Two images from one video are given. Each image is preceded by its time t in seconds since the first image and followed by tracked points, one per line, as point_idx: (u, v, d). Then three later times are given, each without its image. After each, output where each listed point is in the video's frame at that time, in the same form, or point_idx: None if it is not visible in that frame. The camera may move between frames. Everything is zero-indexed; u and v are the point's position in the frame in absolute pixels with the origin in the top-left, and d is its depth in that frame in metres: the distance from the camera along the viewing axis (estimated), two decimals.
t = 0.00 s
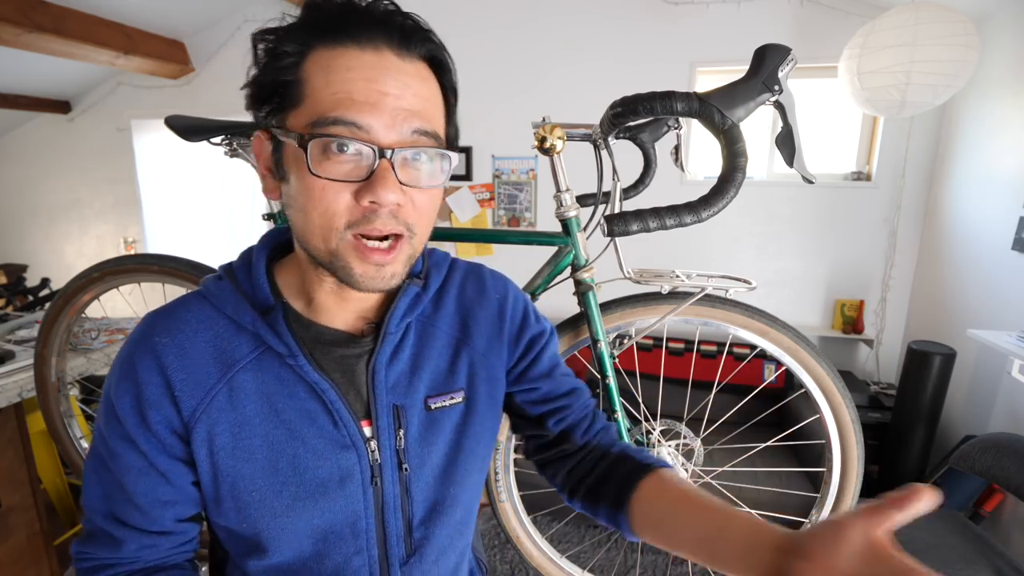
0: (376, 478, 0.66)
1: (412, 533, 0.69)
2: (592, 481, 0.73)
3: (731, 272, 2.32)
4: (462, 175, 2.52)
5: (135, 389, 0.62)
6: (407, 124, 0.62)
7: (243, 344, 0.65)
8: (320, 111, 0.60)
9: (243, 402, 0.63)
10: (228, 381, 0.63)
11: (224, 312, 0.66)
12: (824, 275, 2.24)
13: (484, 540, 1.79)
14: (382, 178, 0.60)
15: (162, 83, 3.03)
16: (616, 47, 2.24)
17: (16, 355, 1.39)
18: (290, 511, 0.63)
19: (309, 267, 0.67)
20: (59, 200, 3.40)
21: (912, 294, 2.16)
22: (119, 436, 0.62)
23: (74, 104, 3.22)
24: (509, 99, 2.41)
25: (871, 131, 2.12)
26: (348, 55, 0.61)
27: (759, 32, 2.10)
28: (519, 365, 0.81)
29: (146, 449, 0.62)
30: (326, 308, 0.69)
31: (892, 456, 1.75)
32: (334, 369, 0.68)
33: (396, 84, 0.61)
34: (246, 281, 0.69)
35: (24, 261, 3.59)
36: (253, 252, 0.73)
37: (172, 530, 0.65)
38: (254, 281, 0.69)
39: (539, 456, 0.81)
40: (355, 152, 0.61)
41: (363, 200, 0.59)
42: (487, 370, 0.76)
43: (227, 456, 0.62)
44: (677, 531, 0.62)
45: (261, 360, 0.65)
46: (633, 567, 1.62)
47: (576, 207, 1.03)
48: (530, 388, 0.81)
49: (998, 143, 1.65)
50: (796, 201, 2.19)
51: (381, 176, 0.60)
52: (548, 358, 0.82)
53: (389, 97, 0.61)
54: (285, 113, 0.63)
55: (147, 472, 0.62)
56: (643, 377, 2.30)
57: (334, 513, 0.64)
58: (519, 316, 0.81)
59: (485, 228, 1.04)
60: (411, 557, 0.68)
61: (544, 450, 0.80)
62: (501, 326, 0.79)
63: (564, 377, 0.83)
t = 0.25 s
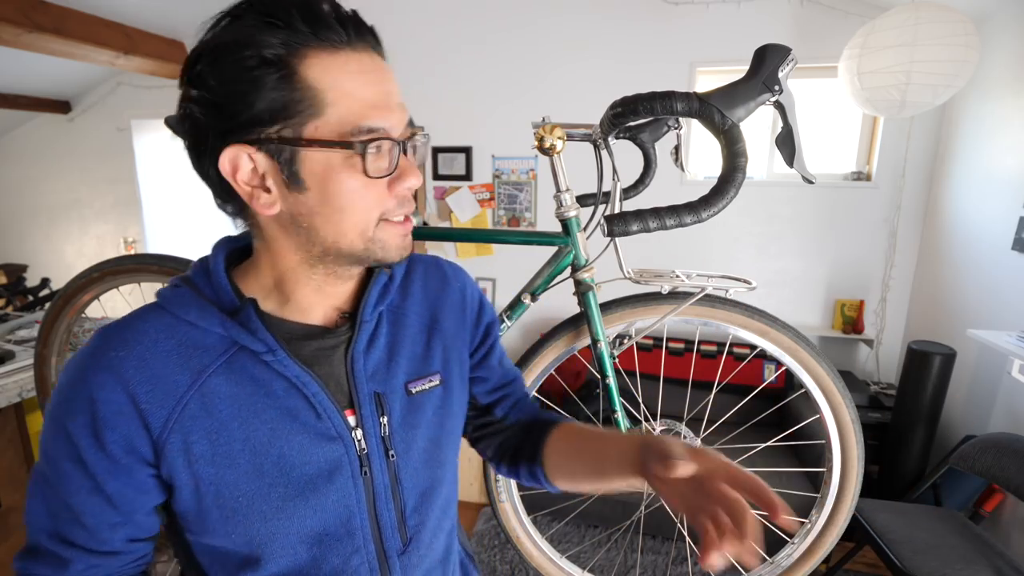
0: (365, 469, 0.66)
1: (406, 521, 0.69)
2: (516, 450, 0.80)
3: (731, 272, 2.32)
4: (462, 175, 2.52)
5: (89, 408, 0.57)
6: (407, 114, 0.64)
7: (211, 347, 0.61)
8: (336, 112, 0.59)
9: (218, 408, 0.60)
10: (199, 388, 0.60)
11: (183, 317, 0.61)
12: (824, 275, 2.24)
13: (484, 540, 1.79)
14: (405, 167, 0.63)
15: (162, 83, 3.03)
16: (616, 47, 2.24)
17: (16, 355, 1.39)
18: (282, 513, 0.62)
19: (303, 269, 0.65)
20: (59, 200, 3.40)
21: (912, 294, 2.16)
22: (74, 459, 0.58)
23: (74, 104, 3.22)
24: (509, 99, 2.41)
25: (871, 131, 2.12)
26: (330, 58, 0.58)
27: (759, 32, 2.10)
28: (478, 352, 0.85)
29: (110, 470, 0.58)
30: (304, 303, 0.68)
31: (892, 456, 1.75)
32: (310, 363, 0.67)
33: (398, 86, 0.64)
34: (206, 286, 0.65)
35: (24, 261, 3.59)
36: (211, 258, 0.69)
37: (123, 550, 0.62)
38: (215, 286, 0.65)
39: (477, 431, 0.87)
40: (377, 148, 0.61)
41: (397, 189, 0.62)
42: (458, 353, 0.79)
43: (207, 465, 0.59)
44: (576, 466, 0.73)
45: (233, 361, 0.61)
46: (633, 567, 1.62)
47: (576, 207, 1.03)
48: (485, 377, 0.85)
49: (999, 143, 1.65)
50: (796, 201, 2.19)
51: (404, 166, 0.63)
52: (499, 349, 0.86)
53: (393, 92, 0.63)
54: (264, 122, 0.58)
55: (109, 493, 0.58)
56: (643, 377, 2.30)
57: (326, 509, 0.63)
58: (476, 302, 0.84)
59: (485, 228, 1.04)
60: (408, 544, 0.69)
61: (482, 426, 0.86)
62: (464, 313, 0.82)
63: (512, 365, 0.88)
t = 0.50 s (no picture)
0: (362, 462, 0.66)
1: (404, 510, 0.71)
2: (477, 417, 0.91)
3: (731, 272, 2.32)
4: (462, 175, 2.52)
5: (59, 442, 0.50)
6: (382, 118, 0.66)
7: (191, 360, 0.58)
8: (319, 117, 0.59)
9: (208, 422, 0.57)
10: (185, 404, 0.56)
11: (156, 334, 0.57)
12: (824, 275, 2.24)
13: (483, 540, 1.79)
14: (385, 169, 0.65)
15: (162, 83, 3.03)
16: (616, 47, 2.24)
17: (16, 355, 1.39)
18: (287, 518, 0.60)
19: (281, 274, 0.64)
20: (59, 200, 3.40)
21: (912, 294, 2.16)
22: (40, 505, 0.50)
23: (74, 104, 3.22)
24: (509, 99, 2.41)
25: (871, 131, 2.12)
26: (315, 63, 0.58)
27: (759, 32, 2.10)
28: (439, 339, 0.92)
29: (90, 506, 0.52)
30: (280, 305, 0.66)
31: (892, 456, 1.75)
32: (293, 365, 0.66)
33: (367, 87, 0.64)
34: (170, 298, 0.62)
35: (24, 261, 3.58)
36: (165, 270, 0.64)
37: None
38: (181, 298, 0.62)
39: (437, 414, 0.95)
40: (364, 150, 0.62)
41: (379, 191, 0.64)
42: (428, 344, 0.80)
43: (204, 481, 0.56)
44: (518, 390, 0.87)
45: (216, 371, 0.59)
46: (632, 567, 1.62)
47: (576, 207, 1.02)
48: (451, 362, 0.93)
49: (999, 143, 1.65)
50: (796, 201, 2.19)
51: (384, 168, 0.65)
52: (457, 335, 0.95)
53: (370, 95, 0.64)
54: (252, 128, 0.56)
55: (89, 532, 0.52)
56: (643, 377, 2.30)
57: (329, 507, 0.63)
58: (432, 296, 0.89)
59: (485, 228, 1.04)
60: (409, 533, 0.71)
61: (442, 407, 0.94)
62: (426, 305, 0.84)
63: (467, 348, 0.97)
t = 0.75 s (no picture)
0: (364, 458, 0.67)
1: (405, 503, 0.72)
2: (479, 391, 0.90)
3: (731, 272, 2.32)
4: (462, 175, 2.52)
5: (66, 456, 0.49)
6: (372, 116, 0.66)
7: (189, 365, 0.57)
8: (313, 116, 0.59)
9: (213, 427, 0.56)
10: (189, 409, 0.55)
11: (152, 340, 0.56)
12: (824, 275, 2.24)
13: (483, 541, 1.79)
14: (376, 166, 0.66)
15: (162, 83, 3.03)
16: (616, 47, 2.24)
17: (17, 356, 1.39)
18: (298, 520, 0.60)
19: (274, 273, 0.64)
20: (59, 200, 3.40)
21: (912, 294, 2.16)
22: (50, 525, 0.48)
23: (74, 104, 3.22)
24: (509, 99, 2.41)
25: (871, 131, 2.12)
26: (309, 61, 0.58)
27: (759, 31, 2.10)
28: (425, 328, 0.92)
29: (102, 520, 0.50)
30: (276, 305, 0.67)
31: (892, 456, 1.75)
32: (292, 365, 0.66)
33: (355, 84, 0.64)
34: (160, 304, 0.60)
35: (24, 261, 3.58)
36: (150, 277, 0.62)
37: None
38: (171, 303, 0.61)
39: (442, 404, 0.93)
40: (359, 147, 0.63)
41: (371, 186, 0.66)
42: (415, 340, 0.82)
43: (213, 487, 0.55)
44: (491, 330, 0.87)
45: (216, 374, 0.58)
46: (633, 567, 1.62)
47: (576, 207, 1.01)
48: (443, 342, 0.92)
49: (999, 143, 1.65)
50: (796, 201, 2.19)
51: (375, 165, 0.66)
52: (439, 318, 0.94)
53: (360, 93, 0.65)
54: (250, 126, 0.56)
55: (103, 548, 0.50)
56: (643, 377, 2.30)
57: (335, 504, 0.63)
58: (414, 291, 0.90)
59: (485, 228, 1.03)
60: (411, 525, 0.72)
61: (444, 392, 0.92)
62: (410, 303, 0.86)
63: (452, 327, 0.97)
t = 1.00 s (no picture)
0: (369, 461, 0.67)
1: (410, 506, 0.72)
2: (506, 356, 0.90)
3: (731, 272, 2.32)
4: (462, 175, 2.52)
5: (74, 461, 0.49)
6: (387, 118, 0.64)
7: (194, 370, 0.57)
8: (318, 118, 0.58)
9: (218, 432, 0.56)
10: (194, 415, 0.55)
11: (158, 343, 0.56)
12: (824, 275, 2.24)
13: (484, 541, 1.79)
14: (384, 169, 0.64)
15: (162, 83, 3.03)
16: (616, 47, 2.24)
17: (16, 355, 1.40)
18: (303, 523, 0.60)
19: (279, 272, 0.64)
20: (59, 200, 3.40)
21: (912, 294, 2.16)
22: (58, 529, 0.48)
23: (74, 104, 3.22)
24: (509, 99, 2.41)
25: (871, 131, 2.12)
26: (312, 56, 0.57)
27: (759, 31, 2.10)
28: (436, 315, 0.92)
29: (110, 525, 0.50)
30: (284, 306, 0.67)
31: (892, 456, 1.75)
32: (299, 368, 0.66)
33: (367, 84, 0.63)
34: (166, 305, 0.60)
35: (24, 261, 3.59)
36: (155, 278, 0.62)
37: None
38: (177, 305, 0.61)
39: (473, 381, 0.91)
40: (361, 148, 0.61)
41: (377, 189, 0.63)
42: (422, 340, 0.81)
43: (218, 493, 0.55)
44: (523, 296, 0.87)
45: (221, 379, 0.58)
46: (633, 567, 1.62)
47: (576, 208, 1.01)
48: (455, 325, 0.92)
49: (1000, 143, 1.65)
50: (796, 201, 2.19)
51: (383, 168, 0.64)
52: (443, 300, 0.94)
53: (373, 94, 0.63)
54: (254, 121, 0.55)
55: (110, 553, 0.50)
56: (643, 376, 2.30)
57: (340, 508, 0.63)
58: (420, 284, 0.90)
59: (485, 228, 1.03)
60: (416, 527, 0.72)
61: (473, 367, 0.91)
62: (415, 300, 0.85)
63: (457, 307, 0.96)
